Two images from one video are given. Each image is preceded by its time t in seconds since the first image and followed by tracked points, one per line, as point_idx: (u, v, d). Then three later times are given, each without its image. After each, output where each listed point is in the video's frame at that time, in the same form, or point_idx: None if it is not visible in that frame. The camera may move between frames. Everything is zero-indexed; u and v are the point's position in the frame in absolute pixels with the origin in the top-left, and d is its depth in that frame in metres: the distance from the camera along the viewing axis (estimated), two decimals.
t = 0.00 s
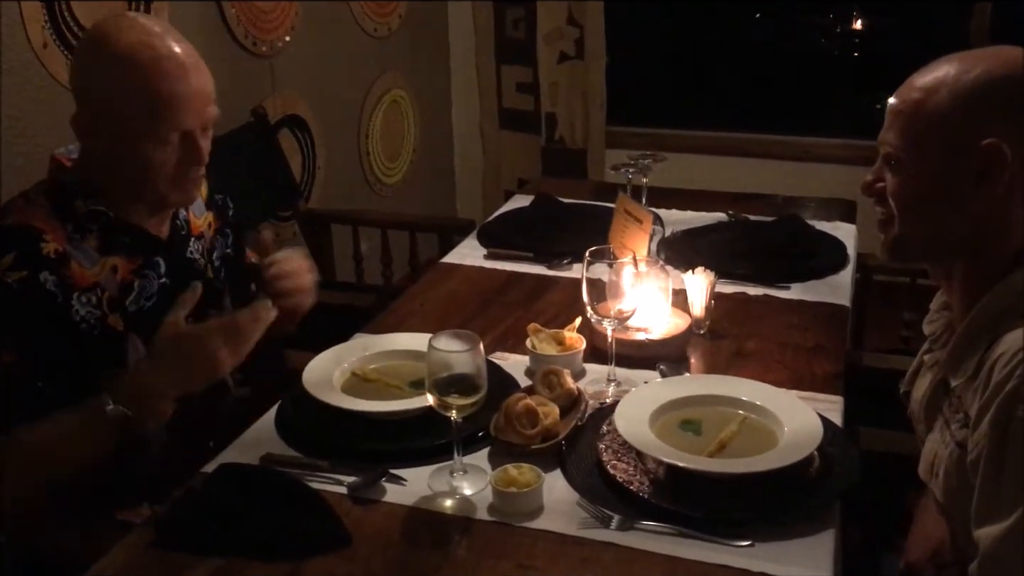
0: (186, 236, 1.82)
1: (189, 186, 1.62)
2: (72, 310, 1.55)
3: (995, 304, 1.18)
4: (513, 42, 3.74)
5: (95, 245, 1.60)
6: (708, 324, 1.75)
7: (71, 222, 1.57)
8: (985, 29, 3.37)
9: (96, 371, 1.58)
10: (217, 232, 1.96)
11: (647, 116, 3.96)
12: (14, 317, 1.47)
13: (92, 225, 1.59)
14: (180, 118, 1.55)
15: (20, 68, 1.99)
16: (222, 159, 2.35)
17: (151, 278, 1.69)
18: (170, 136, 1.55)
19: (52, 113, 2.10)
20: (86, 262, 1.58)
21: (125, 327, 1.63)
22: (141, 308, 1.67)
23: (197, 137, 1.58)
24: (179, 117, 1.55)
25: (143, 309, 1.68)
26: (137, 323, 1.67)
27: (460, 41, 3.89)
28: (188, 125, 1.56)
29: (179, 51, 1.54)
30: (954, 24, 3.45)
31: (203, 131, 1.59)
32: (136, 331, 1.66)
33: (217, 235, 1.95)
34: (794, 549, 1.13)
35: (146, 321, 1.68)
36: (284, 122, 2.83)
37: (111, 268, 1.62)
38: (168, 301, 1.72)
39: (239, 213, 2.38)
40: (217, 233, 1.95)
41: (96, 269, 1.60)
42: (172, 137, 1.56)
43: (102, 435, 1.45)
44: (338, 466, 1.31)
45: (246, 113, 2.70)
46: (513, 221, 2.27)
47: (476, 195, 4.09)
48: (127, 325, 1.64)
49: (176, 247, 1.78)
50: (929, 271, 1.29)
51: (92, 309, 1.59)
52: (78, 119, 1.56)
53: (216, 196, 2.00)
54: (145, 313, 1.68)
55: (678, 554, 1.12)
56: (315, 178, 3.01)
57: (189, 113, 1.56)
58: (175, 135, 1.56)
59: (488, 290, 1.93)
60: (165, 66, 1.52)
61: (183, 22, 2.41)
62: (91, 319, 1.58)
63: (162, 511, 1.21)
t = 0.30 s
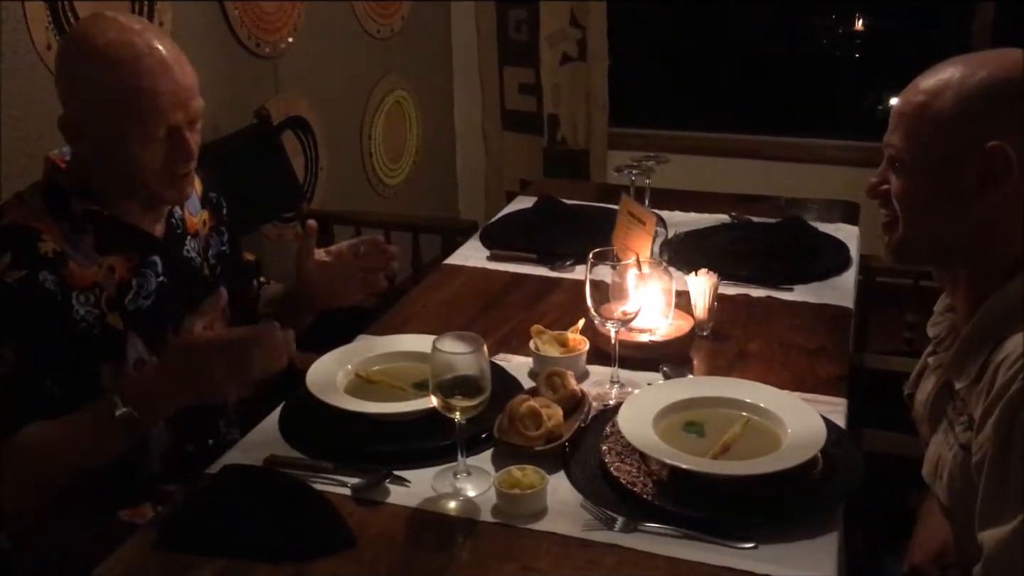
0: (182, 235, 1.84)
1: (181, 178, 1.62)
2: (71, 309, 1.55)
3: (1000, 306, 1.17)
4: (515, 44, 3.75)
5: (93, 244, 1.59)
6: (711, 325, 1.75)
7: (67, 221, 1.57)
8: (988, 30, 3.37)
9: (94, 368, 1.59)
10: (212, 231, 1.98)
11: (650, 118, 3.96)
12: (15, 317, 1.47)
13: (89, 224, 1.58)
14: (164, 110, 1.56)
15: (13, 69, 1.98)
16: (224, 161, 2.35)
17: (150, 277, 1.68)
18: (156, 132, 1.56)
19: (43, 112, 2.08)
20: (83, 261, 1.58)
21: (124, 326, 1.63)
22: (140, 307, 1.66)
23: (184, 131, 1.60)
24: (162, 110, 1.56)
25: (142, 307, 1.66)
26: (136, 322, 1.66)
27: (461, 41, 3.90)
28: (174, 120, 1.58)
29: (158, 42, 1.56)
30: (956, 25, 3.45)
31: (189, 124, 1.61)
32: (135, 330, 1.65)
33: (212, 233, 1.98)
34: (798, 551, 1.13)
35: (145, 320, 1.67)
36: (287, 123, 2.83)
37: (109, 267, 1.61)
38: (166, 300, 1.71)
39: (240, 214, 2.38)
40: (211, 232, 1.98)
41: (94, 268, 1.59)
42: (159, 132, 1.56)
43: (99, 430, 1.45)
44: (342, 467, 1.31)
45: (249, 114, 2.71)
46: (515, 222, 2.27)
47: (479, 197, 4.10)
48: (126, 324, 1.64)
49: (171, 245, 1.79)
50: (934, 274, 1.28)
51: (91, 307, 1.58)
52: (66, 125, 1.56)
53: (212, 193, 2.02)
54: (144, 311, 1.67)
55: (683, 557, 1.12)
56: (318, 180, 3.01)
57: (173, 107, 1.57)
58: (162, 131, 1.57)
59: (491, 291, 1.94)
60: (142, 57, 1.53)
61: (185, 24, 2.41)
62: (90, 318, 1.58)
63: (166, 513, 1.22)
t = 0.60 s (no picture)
0: (191, 237, 1.79)
1: (170, 132, 1.63)
2: (80, 314, 1.55)
3: (1004, 306, 1.17)
4: (517, 44, 3.75)
5: (102, 246, 1.59)
6: (714, 326, 1.75)
7: (76, 224, 1.56)
8: (989, 31, 3.37)
9: (101, 371, 1.60)
10: (225, 231, 1.91)
11: (652, 119, 3.96)
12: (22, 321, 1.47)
13: (97, 226, 1.58)
14: (129, 55, 1.57)
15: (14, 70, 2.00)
16: (227, 161, 2.36)
17: (156, 280, 1.67)
18: (129, 79, 1.57)
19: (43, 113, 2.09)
20: (91, 264, 1.57)
21: (131, 330, 1.63)
22: (147, 310, 1.66)
23: (153, 70, 1.60)
24: (129, 54, 1.57)
25: (149, 310, 1.66)
26: (143, 326, 1.65)
27: (463, 41, 3.90)
28: (140, 62, 1.58)
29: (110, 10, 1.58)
30: (959, 26, 3.45)
31: (159, 67, 1.62)
32: (143, 334, 1.65)
33: (224, 233, 1.91)
34: (802, 552, 1.13)
35: (152, 323, 1.67)
36: (289, 124, 2.83)
37: (117, 271, 1.61)
38: (173, 304, 1.71)
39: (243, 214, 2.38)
40: (223, 232, 1.90)
41: (102, 272, 1.58)
42: (132, 79, 1.57)
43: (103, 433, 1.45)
44: (345, 467, 1.31)
45: (251, 115, 2.71)
46: (518, 223, 2.27)
47: (481, 197, 4.10)
48: (133, 328, 1.63)
49: (180, 248, 1.75)
50: (937, 275, 1.29)
51: (99, 312, 1.58)
52: (52, 121, 1.58)
53: (225, 192, 1.93)
54: (151, 315, 1.66)
55: (686, 558, 1.12)
56: (320, 180, 3.01)
57: (135, 49, 1.58)
58: (136, 76, 1.57)
59: (494, 292, 1.94)
60: (105, 23, 1.56)
61: (187, 24, 2.42)
62: (98, 322, 1.58)
63: (169, 513, 1.22)
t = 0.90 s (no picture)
0: (194, 238, 1.78)
1: (176, 137, 1.64)
2: (82, 314, 1.56)
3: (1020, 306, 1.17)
4: (519, 45, 3.75)
5: (103, 246, 1.59)
6: (717, 326, 1.75)
7: (79, 225, 1.57)
8: (991, 31, 3.36)
9: (100, 372, 1.61)
10: (228, 231, 1.90)
11: (653, 120, 3.96)
12: (25, 321, 1.47)
13: (99, 226, 1.59)
14: (139, 58, 1.58)
15: (14, 71, 2.00)
16: (229, 161, 2.36)
17: (158, 281, 1.67)
18: (138, 83, 1.58)
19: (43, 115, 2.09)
20: (93, 264, 1.58)
21: (132, 330, 1.63)
22: (148, 311, 1.65)
23: (163, 76, 1.61)
24: (138, 58, 1.58)
25: (150, 311, 1.66)
26: (145, 326, 1.65)
27: (464, 41, 3.90)
28: (150, 67, 1.59)
29: (122, 11, 1.59)
30: (961, 27, 3.45)
31: (168, 72, 1.63)
32: (144, 334, 1.65)
33: (227, 233, 1.90)
34: (804, 553, 1.13)
35: (154, 324, 1.66)
36: (291, 124, 2.84)
37: (119, 271, 1.61)
38: (175, 304, 1.70)
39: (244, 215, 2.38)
40: (227, 232, 1.90)
41: (103, 272, 1.59)
42: (140, 82, 1.58)
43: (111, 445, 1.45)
44: (348, 467, 1.31)
45: (253, 115, 2.71)
46: (520, 223, 2.27)
47: (482, 198, 4.10)
48: (134, 328, 1.64)
49: (181, 248, 1.75)
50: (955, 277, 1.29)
51: (100, 312, 1.59)
52: (57, 120, 1.59)
53: (230, 192, 1.93)
54: (152, 315, 1.66)
55: (688, 557, 1.12)
56: (323, 180, 3.01)
57: (145, 54, 1.59)
58: (144, 80, 1.59)
59: (497, 292, 1.94)
60: (115, 25, 1.56)
61: (189, 24, 2.42)
62: (99, 323, 1.59)
63: (172, 512, 1.22)
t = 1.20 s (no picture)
0: (201, 239, 1.79)
1: (185, 144, 1.65)
2: (89, 316, 1.56)
3: None
4: (521, 45, 3.75)
5: (111, 247, 1.59)
6: (720, 325, 1.75)
7: (87, 226, 1.57)
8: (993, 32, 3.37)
9: (107, 372, 1.61)
10: (235, 233, 1.91)
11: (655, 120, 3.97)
12: (33, 322, 1.47)
13: (108, 228, 1.59)
14: (150, 65, 1.60)
15: (16, 71, 2.00)
16: (232, 161, 2.36)
17: (165, 283, 1.67)
18: (147, 88, 1.60)
19: (45, 117, 2.09)
20: (101, 265, 1.58)
21: (139, 332, 1.64)
22: (154, 312, 1.66)
23: (174, 83, 1.63)
24: (149, 65, 1.60)
25: (157, 312, 1.66)
26: (152, 328, 1.66)
27: (466, 41, 3.90)
28: (161, 74, 1.61)
29: (133, 15, 1.61)
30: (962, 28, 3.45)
31: (178, 79, 1.65)
32: (150, 335, 1.66)
33: (234, 235, 1.90)
34: (807, 551, 1.13)
35: (160, 325, 1.67)
36: (293, 124, 2.84)
37: (127, 272, 1.61)
38: (181, 306, 1.71)
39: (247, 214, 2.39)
40: (234, 234, 1.90)
41: (111, 273, 1.59)
42: (150, 89, 1.60)
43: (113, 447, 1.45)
44: (352, 466, 1.31)
45: (256, 115, 2.71)
46: (522, 223, 2.28)
47: (484, 197, 4.10)
48: (141, 329, 1.64)
49: (189, 250, 1.75)
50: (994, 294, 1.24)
51: (107, 313, 1.59)
52: (65, 121, 1.61)
53: (237, 194, 1.94)
54: (159, 317, 1.67)
55: (692, 555, 1.13)
56: (325, 180, 3.01)
57: (157, 60, 1.61)
58: (154, 86, 1.61)
59: (500, 291, 1.94)
60: (125, 30, 1.58)
61: (192, 24, 2.42)
62: (106, 324, 1.59)
63: (177, 511, 1.22)
